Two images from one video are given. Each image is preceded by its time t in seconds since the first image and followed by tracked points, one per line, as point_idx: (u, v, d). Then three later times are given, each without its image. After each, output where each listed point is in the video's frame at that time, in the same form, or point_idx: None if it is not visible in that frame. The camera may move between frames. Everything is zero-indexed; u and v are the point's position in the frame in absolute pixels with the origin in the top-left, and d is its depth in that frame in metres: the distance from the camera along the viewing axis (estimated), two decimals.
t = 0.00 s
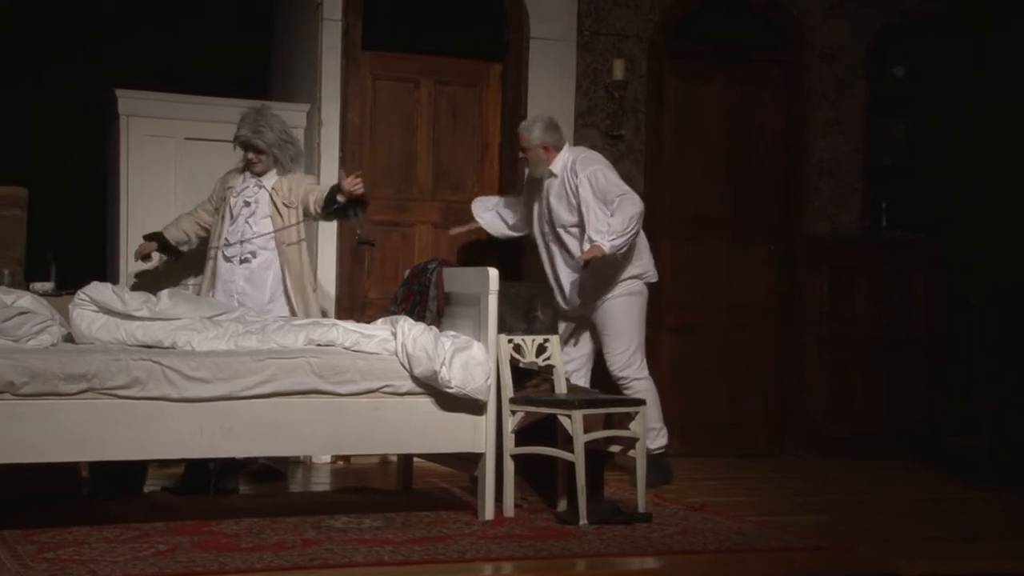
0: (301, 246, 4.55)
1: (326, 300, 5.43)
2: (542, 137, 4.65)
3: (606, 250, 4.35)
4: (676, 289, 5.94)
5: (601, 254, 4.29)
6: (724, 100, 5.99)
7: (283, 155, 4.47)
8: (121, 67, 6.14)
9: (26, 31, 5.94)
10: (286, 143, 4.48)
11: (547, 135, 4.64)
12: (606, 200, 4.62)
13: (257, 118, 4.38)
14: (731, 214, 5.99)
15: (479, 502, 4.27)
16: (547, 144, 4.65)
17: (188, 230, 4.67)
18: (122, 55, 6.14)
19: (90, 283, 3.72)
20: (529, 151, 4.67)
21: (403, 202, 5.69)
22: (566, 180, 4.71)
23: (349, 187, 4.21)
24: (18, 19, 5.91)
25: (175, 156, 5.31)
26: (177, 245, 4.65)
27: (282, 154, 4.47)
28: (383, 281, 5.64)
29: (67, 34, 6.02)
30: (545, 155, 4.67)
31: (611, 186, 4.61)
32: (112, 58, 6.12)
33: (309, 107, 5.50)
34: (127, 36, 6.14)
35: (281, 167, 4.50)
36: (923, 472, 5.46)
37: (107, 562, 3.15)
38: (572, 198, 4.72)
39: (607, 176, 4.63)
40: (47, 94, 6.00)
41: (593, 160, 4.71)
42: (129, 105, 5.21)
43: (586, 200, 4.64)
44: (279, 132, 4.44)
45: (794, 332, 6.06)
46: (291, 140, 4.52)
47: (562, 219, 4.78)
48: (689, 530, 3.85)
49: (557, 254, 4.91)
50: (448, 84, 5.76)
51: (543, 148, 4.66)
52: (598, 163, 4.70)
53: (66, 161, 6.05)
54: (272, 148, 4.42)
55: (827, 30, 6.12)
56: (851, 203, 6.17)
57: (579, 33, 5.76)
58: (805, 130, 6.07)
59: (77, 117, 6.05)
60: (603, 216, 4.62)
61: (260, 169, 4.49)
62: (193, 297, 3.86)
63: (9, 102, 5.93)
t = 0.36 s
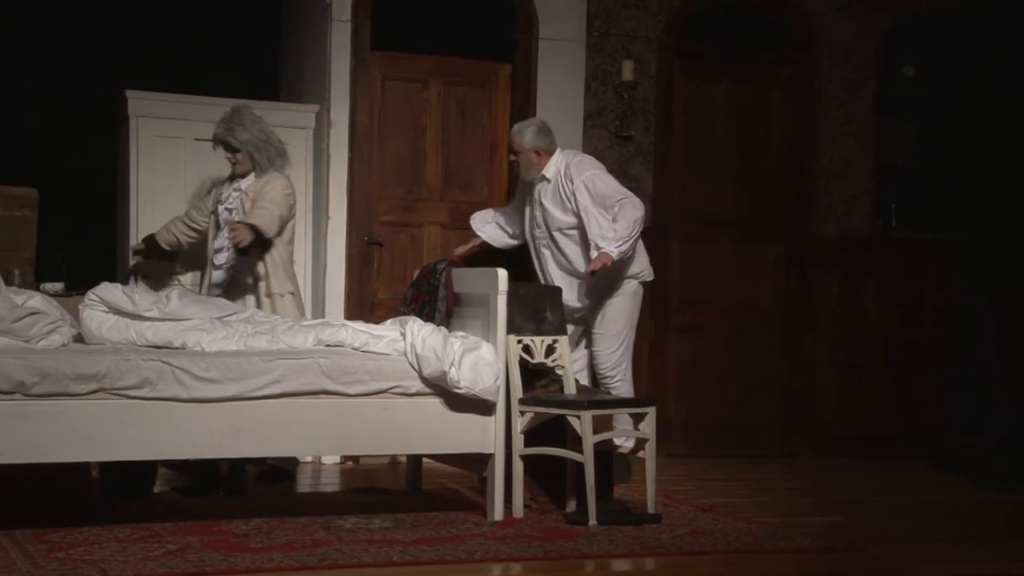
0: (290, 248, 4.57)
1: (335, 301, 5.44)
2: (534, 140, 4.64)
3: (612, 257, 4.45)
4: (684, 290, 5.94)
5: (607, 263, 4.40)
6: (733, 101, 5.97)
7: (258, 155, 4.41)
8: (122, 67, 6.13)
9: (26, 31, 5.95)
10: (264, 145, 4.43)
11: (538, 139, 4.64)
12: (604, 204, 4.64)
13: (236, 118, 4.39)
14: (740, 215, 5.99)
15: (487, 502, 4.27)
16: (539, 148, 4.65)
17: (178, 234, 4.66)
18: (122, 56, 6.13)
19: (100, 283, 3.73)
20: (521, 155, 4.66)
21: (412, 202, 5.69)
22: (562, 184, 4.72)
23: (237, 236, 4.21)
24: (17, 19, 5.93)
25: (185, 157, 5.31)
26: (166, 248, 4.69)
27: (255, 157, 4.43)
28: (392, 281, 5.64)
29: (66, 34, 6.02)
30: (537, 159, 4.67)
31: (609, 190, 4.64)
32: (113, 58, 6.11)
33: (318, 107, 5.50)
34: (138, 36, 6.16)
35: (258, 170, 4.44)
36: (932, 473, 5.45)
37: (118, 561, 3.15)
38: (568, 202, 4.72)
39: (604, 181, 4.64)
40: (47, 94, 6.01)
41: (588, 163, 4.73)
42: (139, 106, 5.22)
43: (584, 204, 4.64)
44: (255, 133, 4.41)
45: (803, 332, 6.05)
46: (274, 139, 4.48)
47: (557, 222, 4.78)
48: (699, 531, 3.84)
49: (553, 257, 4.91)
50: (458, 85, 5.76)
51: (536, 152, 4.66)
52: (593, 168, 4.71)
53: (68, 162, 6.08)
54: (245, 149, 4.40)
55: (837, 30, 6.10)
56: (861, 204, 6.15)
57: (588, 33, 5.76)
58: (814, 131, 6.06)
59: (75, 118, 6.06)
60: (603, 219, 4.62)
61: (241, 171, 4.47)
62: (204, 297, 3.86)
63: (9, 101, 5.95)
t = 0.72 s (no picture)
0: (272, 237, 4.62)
1: (356, 301, 5.44)
2: (562, 138, 4.60)
3: (639, 258, 4.44)
4: (705, 290, 5.92)
5: (633, 263, 4.40)
6: (755, 100, 5.95)
7: (231, 156, 4.47)
8: (121, 67, 6.17)
9: (26, 31, 6.02)
10: (237, 149, 4.48)
11: (565, 136, 4.61)
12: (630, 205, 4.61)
13: (207, 121, 4.46)
14: (761, 214, 5.97)
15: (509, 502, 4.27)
16: (565, 146, 4.61)
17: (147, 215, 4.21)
18: (121, 55, 6.16)
19: (123, 283, 3.75)
20: (547, 151, 4.62)
21: (433, 202, 5.69)
22: (588, 183, 4.68)
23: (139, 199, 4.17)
24: (17, 19, 6.00)
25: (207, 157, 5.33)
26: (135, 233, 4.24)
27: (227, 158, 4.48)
28: (413, 281, 5.65)
29: (66, 34, 6.08)
30: (563, 157, 4.63)
31: (635, 190, 4.61)
32: (112, 58, 6.15)
33: (339, 108, 5.51)
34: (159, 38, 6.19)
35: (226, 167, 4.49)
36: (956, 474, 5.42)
37: (141, 560, 3.17)
38: (594, 201, 4.69)
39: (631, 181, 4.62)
40: (46, 94, 6.08)
41: (614, 164, 4.69)
42: (161, 107, 5.24)
43: (610, 204, 4.61)
44: (228, 134, 4.46)
45: (825, 333, 6.03)
46: (248, 137, 4.52)
47: (583, 222, 4.73)
48: (721, 532, 3.83)
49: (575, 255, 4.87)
50: (478, 85, 5.76)
51: (562, 150, 4.62)
52: (619, 167, 4.67)
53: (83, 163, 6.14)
54: (218, 150, 4.45)
55: (860, 29, 6.08)
56: (883, 203, 6.12)
57: (609, 33, 5.75)
58: (836, 131, 6.04)
59: (74, 117, 6.13)
60: (630, 220, 4.58)
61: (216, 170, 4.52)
62: (226, 297, 3.88)
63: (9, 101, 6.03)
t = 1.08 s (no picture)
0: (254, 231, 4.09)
1: (382, 301, 5.45)
2: (598, 132, 4.61)
3: (670, 257, 4.45)
4: (731, 290, 5.90)
5: (663, 262, 4.41)
6: (781, 99, 5.92)
7: (235, 151, 4.23)
8: (121, 67, 6.10)
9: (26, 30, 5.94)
10: (241, 146, 4.24)
11: (601, 130, 4.63)
12: (663, 203, 4.61)
13: (215, 116, 4.23)
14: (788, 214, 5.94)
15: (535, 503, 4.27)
16: (601, 139, 4.63)
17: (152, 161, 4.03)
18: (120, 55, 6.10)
19: (151, 284, 3.78)
20: (581, 144, 4.65)
21: (458, 203, 5.70)
22: (622, 179, 4.68)
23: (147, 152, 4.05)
24: (17, 19, 5.92)
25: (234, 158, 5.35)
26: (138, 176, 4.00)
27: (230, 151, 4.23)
28: (439, 282, 5.65)
29: (86, 36, 6.04)
30: (598, 150, 4.65)
31: (669, 188, 4.61)
32: (113, 58, 6.09)
33: (366, 108, 5.53)
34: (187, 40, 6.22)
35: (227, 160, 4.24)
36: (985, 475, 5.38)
37: (169, 559, 3.18)
38: (627, 197, 4.68)
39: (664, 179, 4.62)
40: (47, 94, 5.98)
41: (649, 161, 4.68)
42: (189, 109, 5.27)
43: (643, 200, 4.60)
44: (234, 129, 4.23)
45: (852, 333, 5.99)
46: (254, 135, 4.30)
47: (616, 217, 4.71)
48: (747, 533, 3.82)
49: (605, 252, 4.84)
50: (503, 85, 5.76)
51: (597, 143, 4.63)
52: (654, 164, 4.67)
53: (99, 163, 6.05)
54: (223, 145, 4.23)
55: (887, 29, 6.04)
56: (911, 204, 6.08)
57: (635, 33, 5.74)
58: (864, 130, 6.00)
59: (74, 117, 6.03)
60: (661, 218, 4.59)
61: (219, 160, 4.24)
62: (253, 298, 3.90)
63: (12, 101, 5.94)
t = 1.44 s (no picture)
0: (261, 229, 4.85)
1: (399, 301, 5.45)
2: (629, 123, 4.64)
3: (692, 253, 4.45)
4: (748, 290, 5.89)
5: (685, 258, 4.40)
6: (799, 99, 5.90)
7: (230, 147, 4.69)
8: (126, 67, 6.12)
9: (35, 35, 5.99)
10: (238, 142, 4.70)
11: (631, 121, 4.64)
12: (688, 199, 4.63)
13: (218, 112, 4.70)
14: (806, 214, 5.93)
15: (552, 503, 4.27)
16: (630, 130, 4.65)
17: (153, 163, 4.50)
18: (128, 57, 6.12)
19: (169, 285, 3.79)
20: (611, 135, 4.66)
21: (475, 203, 5.70)
22: (647, 172, 4.69)
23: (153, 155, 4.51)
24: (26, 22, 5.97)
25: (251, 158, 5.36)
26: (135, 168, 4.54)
27: (227, 146, 4.69)
28: (456, 282, 5.66)
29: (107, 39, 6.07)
30: (627, 141, 4.66)
31: (694, 185, 4.63)
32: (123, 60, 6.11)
33: (383, 109, 5.54)
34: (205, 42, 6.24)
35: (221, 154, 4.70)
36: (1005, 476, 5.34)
37: (186, 559, 3.19)
38: (652, 191, 4.69)
39: (690, 176, 4.64)
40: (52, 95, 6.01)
41: (676, 156, 4.69)
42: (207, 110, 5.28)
43: (668, 194, 4.62)
44: (231, 125, 4.68)
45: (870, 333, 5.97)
46: (251, 134, 4.75)
47: (640, 210, 4.72)
48: (765, 534, 3.80)
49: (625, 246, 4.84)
50: (520, 85, 5.76)
51: (626, 134, 4.65)
52: (680, 160, 4.68)
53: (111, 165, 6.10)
54: (218, 139, 4.67)
55: (906, 28, 6.02)
56: (930, 203, 6.06)
57: (652, 33, 5.73)
58: (882, 130, 5.98)
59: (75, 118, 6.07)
60: (684, 214, 4.61)
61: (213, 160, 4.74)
62: (269, 298, 3.91)
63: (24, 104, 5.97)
